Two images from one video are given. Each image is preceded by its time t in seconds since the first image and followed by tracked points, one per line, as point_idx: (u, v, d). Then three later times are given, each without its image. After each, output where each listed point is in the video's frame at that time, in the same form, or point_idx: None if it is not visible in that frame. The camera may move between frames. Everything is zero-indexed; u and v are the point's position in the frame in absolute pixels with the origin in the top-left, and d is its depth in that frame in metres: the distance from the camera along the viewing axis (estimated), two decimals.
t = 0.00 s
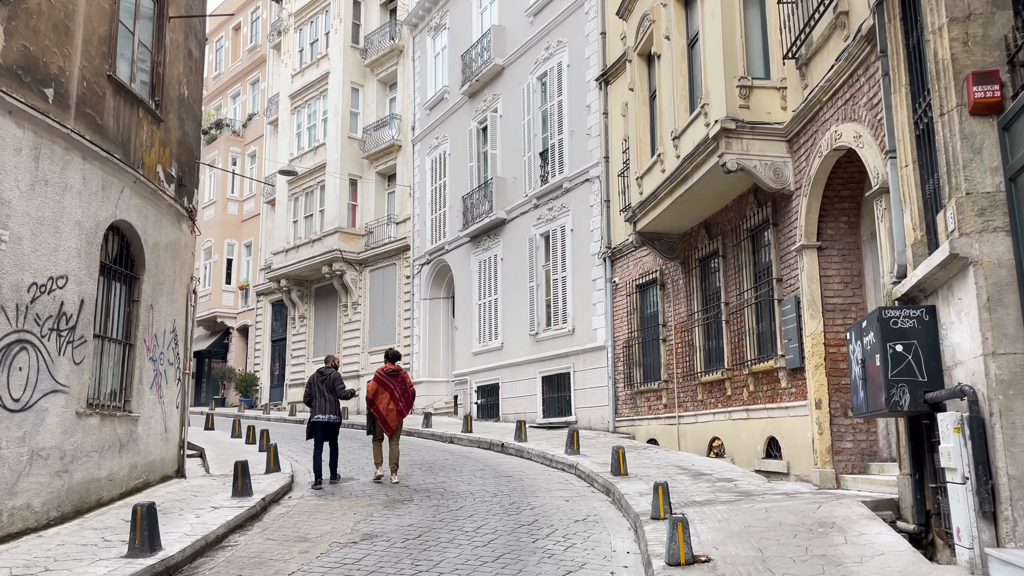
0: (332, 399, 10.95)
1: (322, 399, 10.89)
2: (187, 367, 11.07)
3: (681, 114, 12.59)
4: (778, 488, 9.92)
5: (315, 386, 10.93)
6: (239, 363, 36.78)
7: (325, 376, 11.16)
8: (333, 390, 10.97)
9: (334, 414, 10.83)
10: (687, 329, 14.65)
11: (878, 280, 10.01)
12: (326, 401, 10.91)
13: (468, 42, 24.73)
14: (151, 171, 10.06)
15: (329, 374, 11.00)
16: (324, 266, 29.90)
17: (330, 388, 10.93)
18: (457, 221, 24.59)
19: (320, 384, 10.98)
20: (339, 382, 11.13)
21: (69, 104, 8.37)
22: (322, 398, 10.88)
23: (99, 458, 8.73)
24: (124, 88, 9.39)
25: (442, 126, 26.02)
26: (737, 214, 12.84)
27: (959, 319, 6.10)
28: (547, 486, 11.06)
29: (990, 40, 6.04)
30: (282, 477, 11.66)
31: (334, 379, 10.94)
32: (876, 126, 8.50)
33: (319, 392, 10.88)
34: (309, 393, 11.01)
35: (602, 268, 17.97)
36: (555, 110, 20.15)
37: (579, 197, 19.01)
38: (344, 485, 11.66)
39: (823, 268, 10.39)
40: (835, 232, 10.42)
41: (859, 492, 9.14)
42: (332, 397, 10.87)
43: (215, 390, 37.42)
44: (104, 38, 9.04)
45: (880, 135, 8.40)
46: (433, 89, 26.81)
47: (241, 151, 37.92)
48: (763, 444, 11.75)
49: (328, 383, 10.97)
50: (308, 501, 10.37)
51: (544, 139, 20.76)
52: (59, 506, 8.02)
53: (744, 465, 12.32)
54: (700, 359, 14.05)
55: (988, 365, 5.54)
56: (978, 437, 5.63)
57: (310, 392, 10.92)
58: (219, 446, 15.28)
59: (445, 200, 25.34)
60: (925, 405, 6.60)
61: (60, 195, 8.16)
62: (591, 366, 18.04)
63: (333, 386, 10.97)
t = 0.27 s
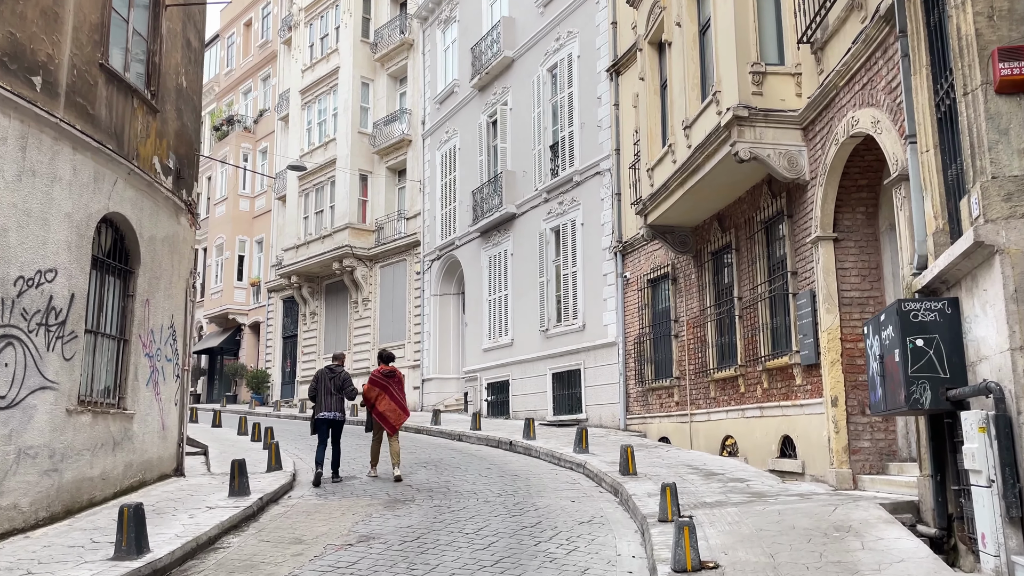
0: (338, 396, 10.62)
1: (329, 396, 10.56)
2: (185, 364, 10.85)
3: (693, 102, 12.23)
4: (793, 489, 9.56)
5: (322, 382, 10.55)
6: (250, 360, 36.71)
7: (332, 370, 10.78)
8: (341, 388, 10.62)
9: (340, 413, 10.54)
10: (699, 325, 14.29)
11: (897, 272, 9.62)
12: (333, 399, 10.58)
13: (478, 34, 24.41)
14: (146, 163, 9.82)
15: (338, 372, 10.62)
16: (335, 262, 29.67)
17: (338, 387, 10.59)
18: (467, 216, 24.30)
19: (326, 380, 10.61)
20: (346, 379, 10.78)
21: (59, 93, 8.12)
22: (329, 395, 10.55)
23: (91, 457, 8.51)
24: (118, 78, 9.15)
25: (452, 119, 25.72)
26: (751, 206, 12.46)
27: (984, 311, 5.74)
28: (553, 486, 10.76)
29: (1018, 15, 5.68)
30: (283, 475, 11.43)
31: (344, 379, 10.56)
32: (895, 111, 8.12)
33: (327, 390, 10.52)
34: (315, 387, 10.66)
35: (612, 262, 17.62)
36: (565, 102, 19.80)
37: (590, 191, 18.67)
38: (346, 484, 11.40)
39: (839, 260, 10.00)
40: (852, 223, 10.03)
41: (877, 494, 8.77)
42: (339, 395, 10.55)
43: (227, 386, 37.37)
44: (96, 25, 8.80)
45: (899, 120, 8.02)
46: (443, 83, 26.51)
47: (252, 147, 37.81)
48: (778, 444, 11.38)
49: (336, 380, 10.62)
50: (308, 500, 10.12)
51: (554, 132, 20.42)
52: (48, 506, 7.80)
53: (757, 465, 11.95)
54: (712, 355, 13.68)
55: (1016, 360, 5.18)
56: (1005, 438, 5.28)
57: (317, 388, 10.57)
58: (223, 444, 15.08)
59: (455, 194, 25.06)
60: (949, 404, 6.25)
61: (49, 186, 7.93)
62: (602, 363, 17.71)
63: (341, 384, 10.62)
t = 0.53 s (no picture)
0: (345, 397, 10.34)
1: (336, 396, 10.26)
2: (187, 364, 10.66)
3: (706, 96, 11.88)
4: (809, 495, 9.20)
5: (330, 381, 10.26)
6: (265, 359, 36.68)
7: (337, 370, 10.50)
8: (349, 389, 10.34)
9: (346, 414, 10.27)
10: (714, 325, 13.93)
11: (919, 270, 9.24)
12: (341, 399, 10.29)
13: (491, 31, 24.14)
14: (145, 159, 9.63)
15: (346, 374, 10.33)
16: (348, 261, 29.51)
17: (347, 387, 10.32)
18: (479, 214, 24.04)
19: (334, 380, 10.30)
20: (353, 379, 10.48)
21: (52, 87, 7.93)
22: (337, 395, 10.26)
23: (86, 459, 8.32)
24: (115, 72, 8.96)
25: (465, 117, 25.47)
26: (767, 203, 12.09)
27: (1012, 311, 5.39)
28: (561, 490, 10.47)
29: None
30: (286, 477, 11.21)
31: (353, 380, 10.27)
32: (917, 101, 7.76)
33: (336, 390, 10.23)
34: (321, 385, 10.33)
35: (626, 261, 17.28)
36: (578, 98, 19.48)
37: (603, 188, 18.34)
38: (351, 487, 11.16)
39: (858, 258, 9.63)
40: (871, 219, 9.66)
41: (897, 501, 8.40)
42: (348, 396, 10.28)
43: (242, 386, 37.37)
44: (91, 18, 8.61)
45: (921, 110, 7.66)
46: (456, 80, 26.26)
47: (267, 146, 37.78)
48: (794, 448, 11.01)
49: (344, 380, 10.35)
50: (310, 503, 9.89)
51: (567, 129, 20.10)
52: (39, 510, 7.61)
53: (773, 470, 11.58)
54: (727, 356, 13.32)
55: None
56: None
57: (325, 388, 10.24)
58: (230, 445, 14.91)
59: (468, 193, 24.81)
60: (974, 409, 5.91)
61: (41, 182, 7.75)
62: (615, 363, 17.37)
63: (350, 385, 10.32)
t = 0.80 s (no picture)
0: (349, 399, 10.15)
1: (340, 398, 10.07)
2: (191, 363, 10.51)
3: (723, 90, 11.56)
4: (828, 502, 8.85)
5: (335, 382, 10.06)
6: (283, 360, 36.68)
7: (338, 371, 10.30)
8: (352, 390, 10.15)
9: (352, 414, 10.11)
10: (731, 325, 13.59)
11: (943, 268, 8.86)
12: (346, 401, 10.11)
13: (507, 29, 23.90)
14: (148, 154, 9.49)
15: (348, 374, 10.18)
16: (364, 261, 29.39)
17: (351, 389, 10.13)
18: (495, 214, 23.80)
19: (338, 381, 10.11)
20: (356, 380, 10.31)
21: (49, 81, 7.81)
22: (342, 397, 10.07)
23: (83, 459, 8.17)
24: (116, 66, 8.82)
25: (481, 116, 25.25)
26: (785, 199, 11.74)
27: None
28: (571, 493, 10.19)
29: None
30: (292, 479, 11.03)
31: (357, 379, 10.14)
32: (940, 90, 7.41)
33: (341, 392, 10.04)
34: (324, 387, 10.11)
35: (642, 260, 16.97)
36: (594, 96, 19.19)
37: (619, 186, 18.04)
38: (358, 489, 10.96)
39: (880, 255, 9.27)
40: (893, 215, 9.30)
41: (919, 509, 8.02)
42: (352, 398, 10.10)
43: (260, 386, 37.40)
44: (90, 10, 8.46)
45: (945, 100, 7.32)
46: (473, 79, 26.05)
47: (285, 147, 37.80)
48: (813, 452, 10.65)
49: (348, 382, 10.15)
50: (314, 505, 9.69)
51: (583, 127, 19.81)
52: (34, 511, 7.46)
53: (792, 474, 11.22)
54: (745, 358, 12.97)
55: None
56: None
57: (330, 388, 10.03)
58: (240, 446, 14.78)
59: (484, 192, 24.58)
60: (1002, 413, 5.58)
61: (37, 176, 7.61)
62: (631, 365, 17.06)
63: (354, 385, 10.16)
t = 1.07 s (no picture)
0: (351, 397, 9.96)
1: (343, 396, 9.88)
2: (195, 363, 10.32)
3: (741, 82, 11.20)
4: (850, 511, 8.47)
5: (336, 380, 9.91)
6: (301, 359, 36.64)
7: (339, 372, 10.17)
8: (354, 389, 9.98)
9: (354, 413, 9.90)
10: (750, 326, 13.22)
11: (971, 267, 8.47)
12: (349, 400, 9.92)
13: (525, 25, 23.61)
14: (149, 150, 9.31)
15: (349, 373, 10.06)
16: (381, 261, 29.23)
17: (353, 387, 9.96)
18: (512, 212, 23.52)
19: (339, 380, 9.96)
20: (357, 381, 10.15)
21: (46, 75, 7.63)
22: (345, 396, 9.89)
23: (81, 461, 7.99)
24: (116, 60, 8.64)
25: (498, 114, 24.96)
26: (806, 196, 11.36)
27: None
28: (582, 499, 9.88)
29: None
30: (298, 481, 10.81)
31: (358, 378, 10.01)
32: (969, 79, 7.04)
33: (343, 390, 9.88)
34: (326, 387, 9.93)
35: (659, 259, 16.61)
36: (612, 92, 18.85)
37: (637, 184, 17.68)
38: (365, 492, 10.73)
39: (904, 253, 8.88)
40: (919, 212, 8.90)
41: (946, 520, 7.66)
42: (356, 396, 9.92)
43: (278, 385, 37.40)
44: (90, 3, 8.29)
45: (974, 89, 6.94)
46: (490, 77, 25.79)
47: (304, 147, 37.77)
48: (835, 458, 10.26)
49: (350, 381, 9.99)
50: (318, 509, 9.47)
51: (600, 123, 19.48)
52: (28, 514, 7.27)
53: (812, 481, 10.83)
54: (764, 360, 12.59)
55: None
56: None
57: (331, 386, 9.87)
58: (250, 447, 14.60)
59: (500, 191, 24.30)
60: None
61: (32, 172, 7.44)
62: (648, 366, 16.71)
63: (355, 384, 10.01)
